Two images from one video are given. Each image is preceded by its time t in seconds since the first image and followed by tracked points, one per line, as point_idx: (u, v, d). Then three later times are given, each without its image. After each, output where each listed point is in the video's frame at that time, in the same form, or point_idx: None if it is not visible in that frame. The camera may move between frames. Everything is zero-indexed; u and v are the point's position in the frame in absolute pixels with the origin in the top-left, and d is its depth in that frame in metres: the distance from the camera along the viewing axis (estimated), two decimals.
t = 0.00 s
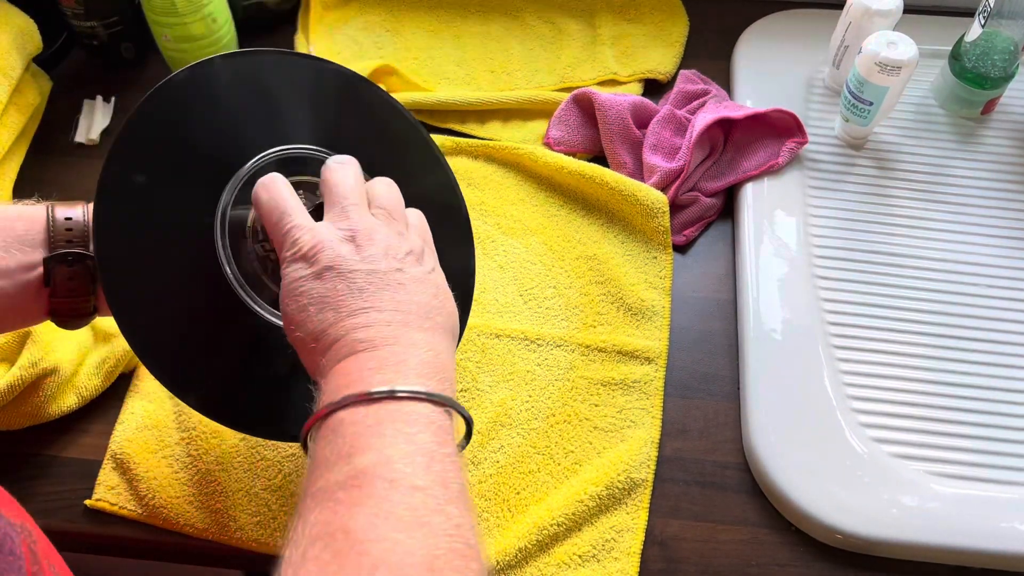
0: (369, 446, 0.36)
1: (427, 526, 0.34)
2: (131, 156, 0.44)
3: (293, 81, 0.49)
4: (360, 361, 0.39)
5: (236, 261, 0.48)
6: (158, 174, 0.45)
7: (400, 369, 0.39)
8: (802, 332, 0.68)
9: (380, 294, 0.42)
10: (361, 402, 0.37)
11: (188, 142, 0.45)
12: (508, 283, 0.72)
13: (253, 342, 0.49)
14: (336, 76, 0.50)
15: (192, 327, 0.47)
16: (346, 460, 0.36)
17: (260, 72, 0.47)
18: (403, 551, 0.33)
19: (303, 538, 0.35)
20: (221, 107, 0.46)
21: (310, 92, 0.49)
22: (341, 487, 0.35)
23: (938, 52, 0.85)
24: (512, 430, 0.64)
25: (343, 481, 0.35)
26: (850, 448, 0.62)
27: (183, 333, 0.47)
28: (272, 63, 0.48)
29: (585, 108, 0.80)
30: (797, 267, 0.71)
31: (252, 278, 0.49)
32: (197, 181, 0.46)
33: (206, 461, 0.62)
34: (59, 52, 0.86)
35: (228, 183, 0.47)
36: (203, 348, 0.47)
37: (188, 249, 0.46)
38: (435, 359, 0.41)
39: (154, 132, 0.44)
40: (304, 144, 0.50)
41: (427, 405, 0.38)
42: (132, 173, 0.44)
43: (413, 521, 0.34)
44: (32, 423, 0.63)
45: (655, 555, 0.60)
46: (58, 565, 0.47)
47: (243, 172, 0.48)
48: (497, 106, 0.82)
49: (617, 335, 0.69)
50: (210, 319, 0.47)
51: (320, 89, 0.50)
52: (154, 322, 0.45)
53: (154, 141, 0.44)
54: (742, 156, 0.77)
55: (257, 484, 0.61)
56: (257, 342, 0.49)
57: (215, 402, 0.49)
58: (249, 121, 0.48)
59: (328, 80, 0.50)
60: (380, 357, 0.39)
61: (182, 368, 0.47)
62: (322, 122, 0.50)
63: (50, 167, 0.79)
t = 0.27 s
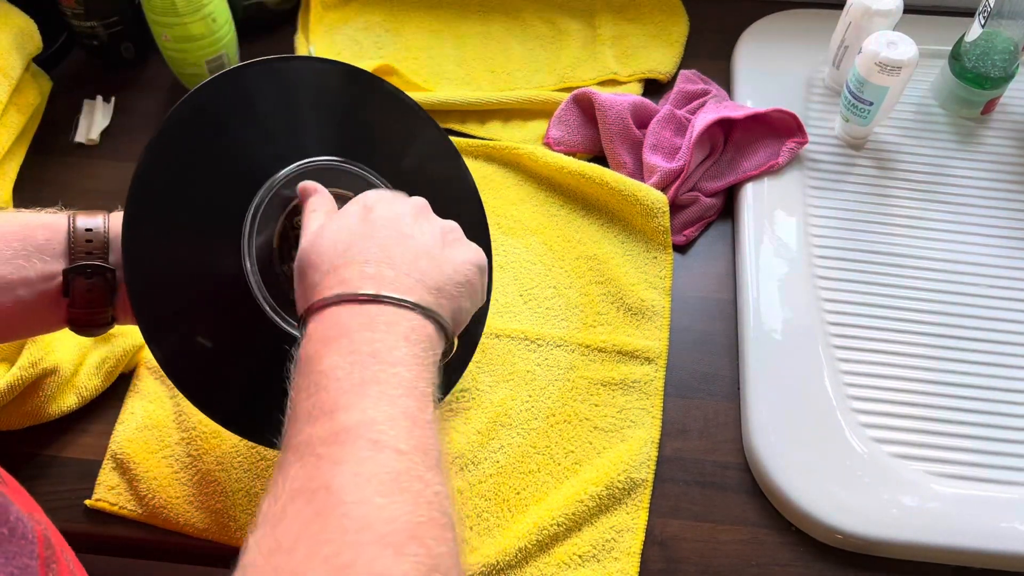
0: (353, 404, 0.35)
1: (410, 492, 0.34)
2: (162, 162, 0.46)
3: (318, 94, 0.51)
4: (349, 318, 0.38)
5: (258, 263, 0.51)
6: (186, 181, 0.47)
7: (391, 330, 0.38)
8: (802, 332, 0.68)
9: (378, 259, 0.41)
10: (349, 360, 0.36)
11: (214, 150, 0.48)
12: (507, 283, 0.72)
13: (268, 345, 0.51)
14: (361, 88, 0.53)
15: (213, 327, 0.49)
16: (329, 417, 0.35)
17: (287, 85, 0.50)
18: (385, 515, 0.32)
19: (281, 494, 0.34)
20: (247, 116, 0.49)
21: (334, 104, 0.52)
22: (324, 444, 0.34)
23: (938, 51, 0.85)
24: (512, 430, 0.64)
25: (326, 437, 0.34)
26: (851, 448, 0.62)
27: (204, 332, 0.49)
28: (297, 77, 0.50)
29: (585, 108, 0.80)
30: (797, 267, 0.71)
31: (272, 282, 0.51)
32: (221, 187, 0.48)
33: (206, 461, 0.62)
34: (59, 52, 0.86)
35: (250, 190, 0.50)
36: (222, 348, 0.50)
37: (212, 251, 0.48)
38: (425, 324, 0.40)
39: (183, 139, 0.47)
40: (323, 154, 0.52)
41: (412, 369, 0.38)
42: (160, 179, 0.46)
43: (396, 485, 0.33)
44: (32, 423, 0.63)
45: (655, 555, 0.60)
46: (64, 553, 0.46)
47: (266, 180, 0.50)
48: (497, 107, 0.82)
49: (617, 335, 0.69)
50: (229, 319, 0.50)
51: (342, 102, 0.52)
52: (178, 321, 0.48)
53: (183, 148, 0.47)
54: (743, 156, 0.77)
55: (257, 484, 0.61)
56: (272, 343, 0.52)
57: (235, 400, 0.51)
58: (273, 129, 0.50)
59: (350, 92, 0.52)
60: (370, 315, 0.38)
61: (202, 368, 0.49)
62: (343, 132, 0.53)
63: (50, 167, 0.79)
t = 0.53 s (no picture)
0: (384, 442, 0.35)
1: (439, 542, 0.33)
2: (167, 167, 0.48)
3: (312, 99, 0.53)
4: (376, 344, 0.38)
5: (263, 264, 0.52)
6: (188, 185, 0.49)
7: (416, 365, 0.38)
8: (802, 332, 0.68)
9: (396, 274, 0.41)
10: (378, 391, 0.36)
11: (216, 154, 0.50)
12: (507, 283, 0.72)
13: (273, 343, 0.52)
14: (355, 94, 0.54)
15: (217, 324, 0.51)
16: (355, 453, 0.35)
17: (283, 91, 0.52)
18: (416, 565, 0.32)
19: (305, 530, 0.33)
20: (249, 121, 0.51)
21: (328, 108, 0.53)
22: (351, 481, 0.34)
23: (938, 51, 0.85)
24: (512, 430, 0.64)
25: (352, 475, 0.34)
26: (850, 448, 0.62)
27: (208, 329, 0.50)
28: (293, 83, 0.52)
29: (585, 108, 0.80)
30: (796, 267, 0.71)
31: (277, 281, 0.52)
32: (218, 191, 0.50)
33: (206, 461, 0.62)
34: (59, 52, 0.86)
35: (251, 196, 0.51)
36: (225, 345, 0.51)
37: (215, 251, 0.50)
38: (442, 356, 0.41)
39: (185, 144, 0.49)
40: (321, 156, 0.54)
41: (440, 410, 0.38)
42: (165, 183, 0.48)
43: (427, 534, 0.33)
44: (32, 423, 0.63)
45: (656, 556, 0.60)
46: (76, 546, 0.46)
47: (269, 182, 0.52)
48: (497, 107, 0.82)
49: (617, 335, 0.69)
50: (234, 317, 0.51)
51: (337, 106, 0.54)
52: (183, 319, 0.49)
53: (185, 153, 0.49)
54: (743, 155, 0.77)
55: (256, 484, 0.61)
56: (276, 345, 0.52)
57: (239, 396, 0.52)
58: (273, 133, 0.52)
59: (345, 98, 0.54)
60: (397, 346, 0.39)
61: (208, 364, 0.51)
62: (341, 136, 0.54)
63: (50, 167, 0.79)
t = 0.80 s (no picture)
0: (387, 451, 0.35)
1: (440, 557, 0.34)
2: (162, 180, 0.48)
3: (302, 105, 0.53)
4: (384, 349, 0.38)
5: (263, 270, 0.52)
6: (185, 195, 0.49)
7: (421, 374, 0.39)
8: (802, 333, 0.68)
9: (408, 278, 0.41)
10: (383, 398, 0.37)
11: (211, 164, 0.50)
12: (507, 283, 0.72)
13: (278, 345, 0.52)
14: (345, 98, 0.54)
15: (220, 329, 0.51)
16: (359, 460, 0.35)
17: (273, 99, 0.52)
18: None
19: (306, 534, 0.33)
20: (250, 129, 0.51)
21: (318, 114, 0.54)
22: (354, 487, 0.34)
23: (938, 51, 0.85)
24: (512, 430, 0.64)
25: (354, 481, 0.34)
26: (851, 449, 0.62)
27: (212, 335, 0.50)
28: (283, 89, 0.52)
29: (585, 108, 0.80)
30: (796, 267, 0.71)
31: (278, 286, 0.52)
32: (220, 196, 0.50)
33: (205, 461, 0.61)
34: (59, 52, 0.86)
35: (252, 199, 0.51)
36: (228, 349, 0.51)
37: (216, 258, 0.50)
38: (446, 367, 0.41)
39: (179, 156, 0.49)
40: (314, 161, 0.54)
41: (442, 421, 0.38)
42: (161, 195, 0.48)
43: (428, 548, 0.33)
44: (32, 423, 0.63)
45: (655, 555, 0.60)
46: (86, 546, 0.44)
47: (265, 189, 0.52)
48: (497, 107, 0.82)
49: (617, 335, 0.69)
50: (236, 320, 0.51)
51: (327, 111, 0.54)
52: (186, 327, 0.49)
53: (180, 165, 0.49)
54: (744, 155, 0.77)
55: (256, 484, 0.61)
56: (276, 346, 0.52)
57: (243, 400, 0.52)
58: (275, 139, 0.52)
59: (335, 102, 0.54)
60: (403, 353, 0.39)
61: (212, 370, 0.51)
62: (333, 141, 0.54)
63: (50, 167, 0.79)
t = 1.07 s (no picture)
0: (375, 417, 0.35)
1: (432, 513, 0.33)
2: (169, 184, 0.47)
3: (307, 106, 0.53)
4: (369, 326, 0.39)
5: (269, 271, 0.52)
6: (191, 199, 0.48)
7: (407, 345, 0.39)
8: (802, 333, 0.68)
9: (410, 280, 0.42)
10: (368, 370, 0.37)
11: (217, 167, 0.49)
12: (507, 283, 0.72)
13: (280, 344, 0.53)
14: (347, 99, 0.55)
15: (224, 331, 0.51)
16: (347, 428, 0.35)
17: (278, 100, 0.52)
18: (410, 534, 0.32)
19: (301, 501, 0.33)
20: (256, 129, 0.51)
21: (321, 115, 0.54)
22: (345, 454, 0.34)
23: (938, 51, 0.85)
24: (512, 430, 0.64)
25: (345, 448, 0.34)
26: (851, 449, 0.62)
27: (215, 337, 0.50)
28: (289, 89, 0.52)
29: (585, 108, 0.80)
30: (797, 267, 0.71)
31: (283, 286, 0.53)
32: (225, 197, 0.50)
33: (205, 461, 0.61)
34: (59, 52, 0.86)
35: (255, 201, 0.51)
36: (231, 348, 0.51)
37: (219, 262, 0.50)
38: (437, 346, 0.42)
39: (185, 159, 0.48)
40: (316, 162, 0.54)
41: (430, 389, 0.38)
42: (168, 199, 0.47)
43: (419, 504, 0.33)
44: (32, 423, 0.63)
45: (655, 556, 0.60)
46: (97, 551, 0.44)
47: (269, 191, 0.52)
48: (497, 107, 0.82)
49: (618, 335, 0.69)
50: (236, 322, 0.51)
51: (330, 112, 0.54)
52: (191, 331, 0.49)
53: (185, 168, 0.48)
54: (744, 155, 0.77)
55: (256, 484, 0.61)
56: (277, 348, 0.53)
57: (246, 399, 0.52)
58: (279, 140, 0.52)
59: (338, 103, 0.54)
60: (388, 326, 0.39)
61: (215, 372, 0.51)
62: (336, 142, 0.55)
63: (50, 167, 0.79)
